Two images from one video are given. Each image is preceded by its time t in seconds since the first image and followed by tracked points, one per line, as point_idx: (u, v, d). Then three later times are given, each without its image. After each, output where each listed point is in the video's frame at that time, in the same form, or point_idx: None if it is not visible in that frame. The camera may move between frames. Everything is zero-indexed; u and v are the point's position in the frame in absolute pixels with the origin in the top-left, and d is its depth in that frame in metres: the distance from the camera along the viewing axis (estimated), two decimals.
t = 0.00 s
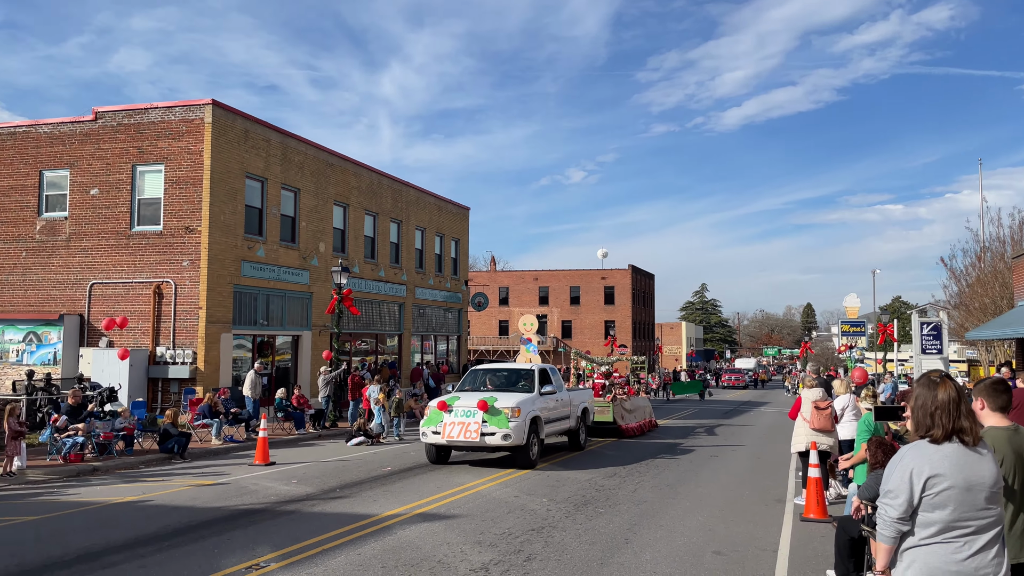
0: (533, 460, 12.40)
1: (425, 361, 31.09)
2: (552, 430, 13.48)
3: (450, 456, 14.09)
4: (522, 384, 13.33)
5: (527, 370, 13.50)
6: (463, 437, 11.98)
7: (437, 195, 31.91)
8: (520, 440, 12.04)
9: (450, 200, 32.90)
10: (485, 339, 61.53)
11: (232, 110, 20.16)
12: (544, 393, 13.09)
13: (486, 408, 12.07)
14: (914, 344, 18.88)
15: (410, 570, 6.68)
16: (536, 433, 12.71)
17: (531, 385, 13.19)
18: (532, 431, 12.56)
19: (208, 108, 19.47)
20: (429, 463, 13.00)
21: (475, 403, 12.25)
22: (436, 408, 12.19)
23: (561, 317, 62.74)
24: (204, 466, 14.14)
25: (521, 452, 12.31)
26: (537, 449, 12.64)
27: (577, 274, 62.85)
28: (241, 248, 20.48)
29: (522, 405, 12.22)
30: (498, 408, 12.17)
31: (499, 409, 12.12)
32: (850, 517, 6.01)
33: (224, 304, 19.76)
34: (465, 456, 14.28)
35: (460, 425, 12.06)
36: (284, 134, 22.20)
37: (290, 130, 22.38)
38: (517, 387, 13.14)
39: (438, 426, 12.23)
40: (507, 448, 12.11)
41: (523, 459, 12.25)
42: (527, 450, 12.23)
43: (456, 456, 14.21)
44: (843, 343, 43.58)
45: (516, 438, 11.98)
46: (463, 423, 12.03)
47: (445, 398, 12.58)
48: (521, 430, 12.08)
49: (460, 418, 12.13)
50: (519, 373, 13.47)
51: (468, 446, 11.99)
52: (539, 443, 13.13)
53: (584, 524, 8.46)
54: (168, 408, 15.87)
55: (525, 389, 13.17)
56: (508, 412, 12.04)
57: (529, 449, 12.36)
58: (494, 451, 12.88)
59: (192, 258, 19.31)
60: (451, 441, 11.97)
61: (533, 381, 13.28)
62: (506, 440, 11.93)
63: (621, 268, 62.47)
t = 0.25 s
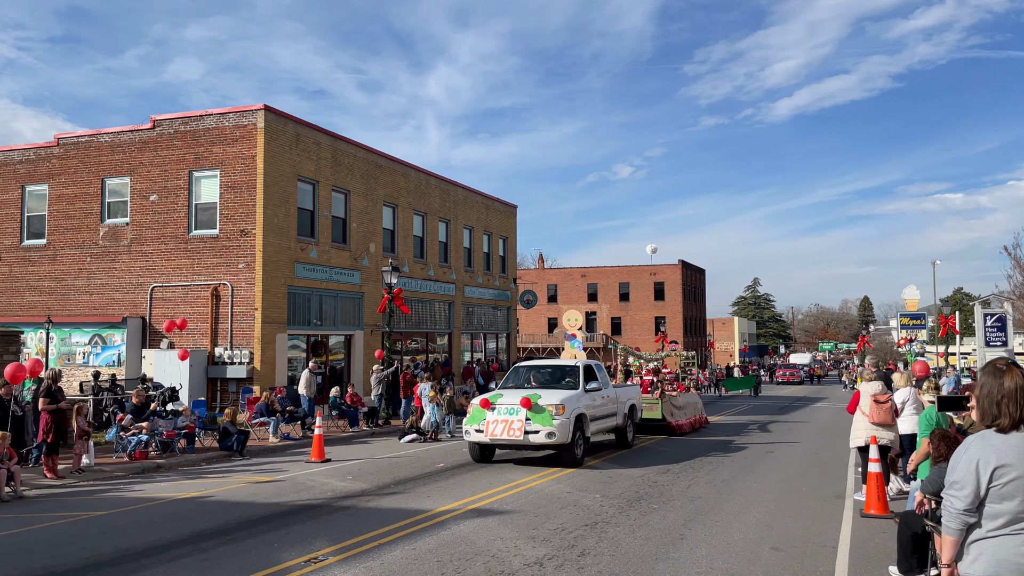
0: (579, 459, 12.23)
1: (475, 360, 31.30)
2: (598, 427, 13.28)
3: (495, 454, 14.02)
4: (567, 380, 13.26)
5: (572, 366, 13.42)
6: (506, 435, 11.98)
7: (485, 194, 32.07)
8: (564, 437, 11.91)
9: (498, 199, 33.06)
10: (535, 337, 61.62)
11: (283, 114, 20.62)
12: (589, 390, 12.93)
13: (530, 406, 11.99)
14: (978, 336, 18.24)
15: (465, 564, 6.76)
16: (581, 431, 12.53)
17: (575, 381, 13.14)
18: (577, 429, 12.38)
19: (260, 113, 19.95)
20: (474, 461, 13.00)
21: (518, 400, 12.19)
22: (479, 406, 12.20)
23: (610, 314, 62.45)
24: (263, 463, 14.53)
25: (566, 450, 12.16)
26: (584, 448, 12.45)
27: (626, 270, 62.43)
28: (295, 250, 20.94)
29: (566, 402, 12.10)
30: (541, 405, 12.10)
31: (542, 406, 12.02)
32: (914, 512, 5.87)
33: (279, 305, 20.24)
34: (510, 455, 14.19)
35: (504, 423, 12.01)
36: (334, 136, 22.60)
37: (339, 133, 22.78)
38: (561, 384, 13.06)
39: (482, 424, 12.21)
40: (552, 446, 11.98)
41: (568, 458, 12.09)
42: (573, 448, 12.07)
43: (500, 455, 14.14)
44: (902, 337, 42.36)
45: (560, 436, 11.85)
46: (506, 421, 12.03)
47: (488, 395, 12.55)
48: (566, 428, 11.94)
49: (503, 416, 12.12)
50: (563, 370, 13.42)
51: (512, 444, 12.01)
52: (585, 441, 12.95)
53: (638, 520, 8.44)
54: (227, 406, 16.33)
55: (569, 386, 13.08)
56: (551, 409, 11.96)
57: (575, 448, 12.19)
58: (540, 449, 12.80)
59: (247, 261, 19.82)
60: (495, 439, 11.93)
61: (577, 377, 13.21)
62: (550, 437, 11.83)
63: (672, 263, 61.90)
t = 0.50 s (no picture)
0: (609, 452, 12.06)
1: (510, 351, 31.42)
2: (628, 420, 13.07)
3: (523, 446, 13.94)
4: (596, 372, 13.02)
5: (601, 357, 13.15)
6: (533, 427, 11.82)
7: (518, 185, 32.09)
8: (592, 430, 11.73)
9: (531, 191, 33.05)
10: (569, 329, 61.56)
11: (319, 109, 20.88)
12: (617, 381, 12.71)
13: (557, 398, 11.83)
14: None
15: (502, 553, 6.83)
16: (611, 424, 12.34)
17: (604, 373, 12.87)
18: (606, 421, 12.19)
19: (296, 108, 20.22)
20: (501, 453, 12.90)
21: (545, 392, 12.02)
22: (505, 398, 12.03)
23: (645, 305, 62.07)
24: (303, 453, 14.80)
25: (595, 442, 11.99)
26: (613, 440, 12.27)
27: (661, 261, 61.95)
28: (331, 243, 21.23)
29: (594, 394, 11.90)
30: (569, 397, 11.91)
31: (569, 398, 11.84)
32: (957, 503, 5.76)
33: (317, 298, 20.56)
34: (538, 447, 14.08)
35: (530, 415, 11.87)
36: (369, 130, 22.81)
37: (374, 127, 22.98)
38: (590, 375, 12.83)
39: (508, 415, 12.09)
40: (580, 439, 11.82)
41: (598, 451, 11.92)
42: (602, 441, 11.89)
43: (527, 447, 14.04)
44: (947, 326, 41.39)
45: (588, 428, 11.69)
46: (533, 413, 11.86)
47: (515, 387, 12.40)
48: (594, 421, 11.76)
49: (530, 408, 11.95)
50: (592, 361, 13.17)
51: (539, 436, 11.84)
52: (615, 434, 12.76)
53: (674, 510, 8.44)
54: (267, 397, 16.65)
55: (598, 378, 12.87)
56: (579, 401, 11.77)
57: (604, 441, 12.02)
58: (568, 442, 12.64)
59: (285, 254, 20.15)
60: (522, 431, 11.81)
61: (606, 369, 12.95)
62: (578, 430, 11.68)
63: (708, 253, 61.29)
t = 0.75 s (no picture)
0: (621, 439, 11.84)
1: (530, 336, 31.47)
2: (641, 405, 12.82)
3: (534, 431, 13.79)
4: (610, 357, 12.74)
5: (616, 342, 12.87)
6: (544, 412, 11.55)
7: (540, 168, 31.97)
8: (604, 416, 11.46)
9: (553, 174, 32.92)
10: (589, 313, 61.49)
11: (340, 92, 20.91)
12: (632, 366, 12.43)
13: (569, 383, 11.57)
14: None
15: (520, 534, 6.88)
16: (623, 409, 12.11)
17: (618, 357, 12.61)
18: (619, 407, 11.95)
19: (318, 92, 20.27)
20: (512, 439, 12.69)
21: (557, 376, 11.75)
22: (516, 382, 11.78)
23: (666, 290, 61.75)
24: (325, 433, 14.98)
25: (607, 429, 11.72)
26: (625, 427, 12.04)
27: (683, 246, 61.54)
28: (353, 227, 21.34)
29: (607, 379, 11.62)
30: (581, 382, 11.62)
31: (582, 383, 11.58)
32: (982, 491, 5.72)
33: (338, 281, 20.72)
34: (550, 433, 13.91)
35: (541, 400, 11.62)
36: (390, 114, 22.82)
37: (395, 110, 22.98)
38: (604, 360, 12.55)
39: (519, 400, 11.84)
40: (592, 425, 11.56)
41: (609, 436, 11.71)
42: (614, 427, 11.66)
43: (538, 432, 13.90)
44: (973, 313, 40.82)
45: (600, 414, 11.41)
46: (544, 398, 11.59)
47: (526, 371, 12.16)
48: (606, 406, 11.49)
49: (541, 392, 11.67)
50: (606, 345, 12.91)
51: (550, 422, 11.56)
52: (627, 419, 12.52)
53: (694, 493, 8.46)
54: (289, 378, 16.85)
55: (612, 363, 12.60)
56: (591, 386, 11.48)
57: (616, 427, 11.79)
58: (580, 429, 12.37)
59: (307, 237, 20.29)
60: (533, 416, 11.56)
61: (621, 353, 12.69)
62: (590, 416, 11.40)
63: (731, 239, 60.79)
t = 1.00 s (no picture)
0: (611, 423, 11.71)
1: (529, 318, 31.53)
2: (633, 389, 12.66)
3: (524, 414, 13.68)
4: (601, 340, 12.57)
5: (607, 325, 12.69)
6: (533, 395, 11.40)
7: (542, 150, 31.86)
8: (594, 399, 11.30)
9: (555, 156, 32.82)
10: (589, 296, 61.55)
11: (343, 70, 20.78)
12: (624, 349, 12.25)
13: (558, 365, 11.38)
14: None
15: (516, 513, 6.95)
16: (614, 393, 11.96)
17: (610, 341, 12.43)
18: (609, 391, 11.79)
19: (320, 69, 20.14)
20: (501, 422, 12.60)
21: (546, 358, 11.57)
22: (505, 365, 11.60)
23: (666, 274, 61.76)
24: (323, 411, 15.07)
25: (596, 412, 11.58)
26: (616, 411, 11.90)
27: (684, 230, 61.50)
28: (353, 206, 21.30)
29: (598, 362, 11.43)
30: (571, 364, 11.44)
31: (572, 365, 11.39)
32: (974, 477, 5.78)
33: (338, 260, 20.72)
34: (539, 416, 13.78)
35: (530, 383, 11.44)
36: (393, 92, 22.70)
37: (397, 89, 22.86)
38: (595, 343, 12.37)
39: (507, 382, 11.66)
40: (582, 408, 11.40)
41: (598, 420, 11.57)
42: (604, 411, 11.52)
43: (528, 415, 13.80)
44: (971, 302, 40.94)
45: (590, 398, 11.24)
46: (533, 380, 11.44)
47: (515, 353, 11.97)
48: (596, 390, 11.32)
49: (530, 375, 11.52)
50: (597, 328, 12.72)
51: (539, 405, 11.41)
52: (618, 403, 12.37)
53: (689, 476, 8.54)
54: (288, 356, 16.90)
55: (604, 346, 12.42)
56: (581, 369, 11.31)
57: (606, 410, 11.65)
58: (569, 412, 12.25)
59: (308, 215, 20.26)
60: (521, 399, 11.38)
61: (612, 337, 12.50)
62: (580, 399, 11.23)
63: (732, 224, 60.76)
